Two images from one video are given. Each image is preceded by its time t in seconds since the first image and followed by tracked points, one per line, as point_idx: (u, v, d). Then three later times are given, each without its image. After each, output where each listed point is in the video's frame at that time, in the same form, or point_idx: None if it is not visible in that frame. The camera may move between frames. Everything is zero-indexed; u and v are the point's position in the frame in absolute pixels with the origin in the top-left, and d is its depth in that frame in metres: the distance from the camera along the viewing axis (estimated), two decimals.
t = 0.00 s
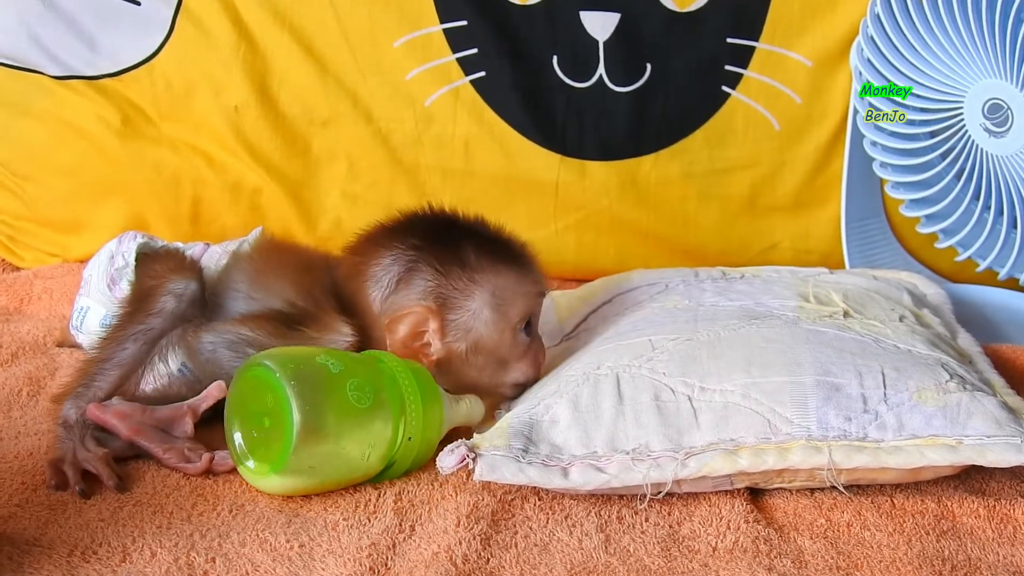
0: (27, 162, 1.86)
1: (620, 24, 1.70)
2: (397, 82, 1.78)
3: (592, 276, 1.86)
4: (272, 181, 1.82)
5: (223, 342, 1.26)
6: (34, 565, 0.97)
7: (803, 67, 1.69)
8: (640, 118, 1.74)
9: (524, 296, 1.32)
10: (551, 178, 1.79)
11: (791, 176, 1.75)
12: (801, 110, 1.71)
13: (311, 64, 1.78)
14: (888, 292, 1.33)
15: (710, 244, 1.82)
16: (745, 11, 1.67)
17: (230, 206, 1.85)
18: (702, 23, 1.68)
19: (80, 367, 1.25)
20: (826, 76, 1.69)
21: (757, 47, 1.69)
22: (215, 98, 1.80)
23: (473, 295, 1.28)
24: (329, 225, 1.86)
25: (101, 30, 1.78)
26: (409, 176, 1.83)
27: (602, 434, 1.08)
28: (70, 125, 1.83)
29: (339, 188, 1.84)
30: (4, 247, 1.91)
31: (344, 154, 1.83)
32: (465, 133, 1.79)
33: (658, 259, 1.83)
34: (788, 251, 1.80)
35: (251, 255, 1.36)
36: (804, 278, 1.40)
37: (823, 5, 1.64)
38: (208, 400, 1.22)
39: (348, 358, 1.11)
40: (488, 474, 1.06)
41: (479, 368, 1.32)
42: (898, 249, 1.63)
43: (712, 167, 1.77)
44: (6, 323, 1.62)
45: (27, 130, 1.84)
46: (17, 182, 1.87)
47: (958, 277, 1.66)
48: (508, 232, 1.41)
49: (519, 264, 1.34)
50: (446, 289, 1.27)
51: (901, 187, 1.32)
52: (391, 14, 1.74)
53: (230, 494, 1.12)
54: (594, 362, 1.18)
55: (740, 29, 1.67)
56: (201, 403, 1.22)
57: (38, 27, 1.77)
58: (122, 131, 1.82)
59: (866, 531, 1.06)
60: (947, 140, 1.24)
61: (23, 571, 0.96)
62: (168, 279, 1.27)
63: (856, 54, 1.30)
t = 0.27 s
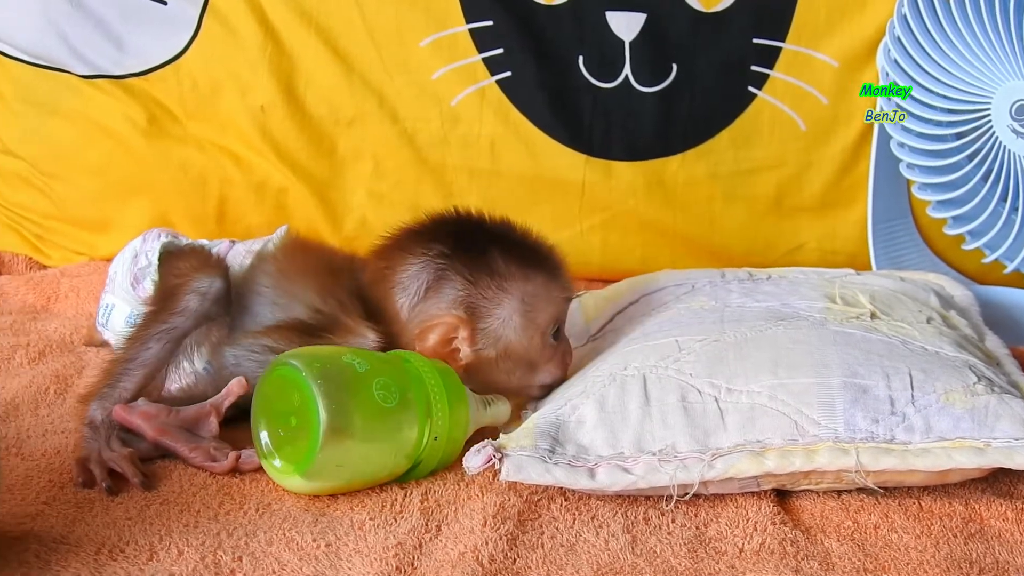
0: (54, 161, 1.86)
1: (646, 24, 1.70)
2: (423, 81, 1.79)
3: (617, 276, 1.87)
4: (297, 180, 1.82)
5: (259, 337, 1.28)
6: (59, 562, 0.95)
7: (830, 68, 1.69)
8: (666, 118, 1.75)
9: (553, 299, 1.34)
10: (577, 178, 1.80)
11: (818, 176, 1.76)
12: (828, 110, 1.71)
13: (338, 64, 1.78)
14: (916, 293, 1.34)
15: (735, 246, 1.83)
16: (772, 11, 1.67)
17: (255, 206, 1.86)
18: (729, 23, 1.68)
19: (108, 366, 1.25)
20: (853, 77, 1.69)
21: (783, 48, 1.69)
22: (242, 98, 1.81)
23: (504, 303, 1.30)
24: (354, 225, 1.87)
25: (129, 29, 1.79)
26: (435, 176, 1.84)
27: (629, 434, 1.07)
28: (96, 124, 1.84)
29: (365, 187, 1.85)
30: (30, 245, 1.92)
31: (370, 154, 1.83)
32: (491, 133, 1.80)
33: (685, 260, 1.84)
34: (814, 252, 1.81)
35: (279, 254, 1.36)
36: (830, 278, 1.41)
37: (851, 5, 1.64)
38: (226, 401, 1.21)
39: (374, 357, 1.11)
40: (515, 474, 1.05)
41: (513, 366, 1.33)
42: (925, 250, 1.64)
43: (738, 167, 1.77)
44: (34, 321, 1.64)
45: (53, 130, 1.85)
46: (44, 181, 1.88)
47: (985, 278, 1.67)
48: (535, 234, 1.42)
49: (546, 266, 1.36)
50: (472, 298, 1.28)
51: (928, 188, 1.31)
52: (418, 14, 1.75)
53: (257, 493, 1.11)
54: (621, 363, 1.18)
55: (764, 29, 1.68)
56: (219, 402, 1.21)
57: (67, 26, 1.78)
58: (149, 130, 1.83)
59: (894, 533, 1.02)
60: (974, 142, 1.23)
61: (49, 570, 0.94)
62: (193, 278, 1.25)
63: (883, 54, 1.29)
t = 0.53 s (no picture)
0: (66, 162, 1.87)
1: (659, 25, 1.71)
2: (436, 82, 1.79)
3: (630, 276, 1.87)
4: (309, 180, 1.82)
5: (278, 335, 1.29)
6: (71, 562, 0.94)
7: (843, 68, 1.70)
8: (679, 118, 1.76)
9: (569, 300, 1.35)
10: (589, 178, 1.81)
11: (830, 176, 1.76)
12: (841, 110, 1.72)
13: (350, 63, 1.79)
14: (929, 294, 1.34)
15: (747, 246, 1.83)
16: (785, 11, 1.67)
17: (269, 206, 1.85)
18: (742, 22, 1.69)
19: (118, 366, 1.25)
20: (866, 77, 1.70)
21: (796, 48, 1.69)
22: (254, 98, 1.81)
23: (527, 303, 1.30)
24: (367, 225, 1.87)
25: (142, 29, 1.79)
26: (447, 176, 1.84)
27: (641, 434, 1.07)
28: (108, 124, 1.84)
29: (378, 187, 1.85)
30: (42, 245, 1.92)
31: (383, 154, 1.83)
32: (504, 132, 1.80)
33: (697, 260, 1.84)
34: (827, 252, 1.81)
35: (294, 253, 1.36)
36: (842, 279, 1.41)
37: (863, 6, 1.65)
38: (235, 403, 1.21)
39: (386, 358, 1.11)
40: (527, 474, 1.05)
41: (530, 365, 1.34)
42: (937, 250, 1.65)
43: (751, 167, 1.78)
44: (47, 321, 1.64)
45: (65, 130, 1.85)
46: (57, 181, 1.88)
47: (997, 277, 1.70)
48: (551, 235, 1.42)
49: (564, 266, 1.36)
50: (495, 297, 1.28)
51: (941, 188, 1.32)
52: (431, 14, 1.75)
53: (269, 493, 1.10)
54: (633, 363, 1.17)
55: (778, 29, 1.68)
56: (230, 404, 1.21)
57: (80, 26, 1.78)
58: (161, 130, 1.83)
59: (905, 533, 1.01)
60: (988, 142, 1.23)
61: (61, 570, 0.93)
62: (206, 276, 1.25)
63: (896, 55, 1.30)
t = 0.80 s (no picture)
0: (70, 161, 1.87)
1: (664, 24, 1.71)
2: (441, 82, 1.79)
3: (635, 277, 1.87)
4: (314, 180, 1.82)
5: (283, 336, 1.29)
6: (76, 562, 0.94)
7: (848, 68, 1.70)
8: (683, 118, 1.76)
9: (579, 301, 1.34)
10: (594, 178, 1.81)
11: (835, 176, 1.76)
12: (846, 110, 1.72)
13: (355, 63, 1.79)
14: (933, 294, 1.34)
15: (752, 246, 1.83)
16: (791, 10, 1.68)
17: (272, 206, 1.85)
18: (747, 22, 1.70)
19: (121, 366, 1.25)
20: (870, 77, 1.70)
21: (802, 47, 1.70)
22: (259, 98, 1.81)
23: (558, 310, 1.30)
24: (371, 225, 1.86)
25: (148, 29, 1.79)
26: (452, 176, 1.84)
27: (645, 434, 1.06)
28: (113, 124, 1.84)
29: (382, 188, 1.85)
30: (47, 245, 1.91)
31: (387, 154, 1.83)
32: (509, 132, 1.80)
33: (701, 260, 1.84)
34: (831, 253, 1.81)
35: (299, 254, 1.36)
36: (847, 279, 1.41)
37: (867, 6, 1.66)
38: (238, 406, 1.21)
39: (391, 358, 1.11)
40: (532, 474, 1.04)
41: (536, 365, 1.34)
42: (943, 250, 1.65)
43: (756, 167, 1.78)
44: (51, 320, 1.64)
45: (70, 130, 1.85)
46: (61, 181, 1.88)
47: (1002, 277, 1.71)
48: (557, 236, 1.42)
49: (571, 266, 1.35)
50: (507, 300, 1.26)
51: (946, 188, 1.31)
52: (436, 14, 1.75)
53: (273, 493, 1.10)
54: (638, 363, 1.17)
55: (783, 28, 1.69)
56: (233, 407, 1.22)
57: (86, 26, 1.79)
58: (166, 130, 1.83)
59: (910, 533, 1.01)
60: (992, 141, 1.23)
61: (66, 570, 0.92)
62: (212, 276, 1.26)
63: (902, 55, 1.31)
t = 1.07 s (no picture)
0: (72, 161, 1.87)
1: (666, 25, 1.71)
2: (443, 82, 1.79)
3: (636, 277, 1.87)
4: (317, 180, 1.82)
5: (285, 336, 1.29)
6: (78, 562, 0.93)
7: (850, 68, 1.70)
8: (686, 119, 1.76)
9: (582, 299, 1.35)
10: (596, 179, 1.81)
11: (837, 177, 1.76)
12: (848, 111, 1.73)
13: (357, 63, 1.79)
14: (935, 294, 1.34)
15: (754, 246, 1.82)
16: (794, 10, 1.68)
17: (275, 206, 1.85)
18: (749, 22, 1.70)
19: (121, 368, 1.26)
20: (872, 78, 1.70)
21: (804, 47, 1.70)
22: (261, 98, 1.81)
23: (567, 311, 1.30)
24: (373, 225, 1.86)
25: (150, 29, 1.79)
26: (453, 176, 1.84)
27: (647, 435, 1.06)
28: (115, 124, 1.84)
29: (384, 188, 1.85)
30: (49, 244, 1.91)
31: (389, 154, 1.83)
32: (511, 132, 1.80)
33: (702, 260, 1.83)
34: (834, 253, 1.81)
35: (302, 254, 1.36)
36: (849, 279, 1.41)
37: (870, 7, 1.66)
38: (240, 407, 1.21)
39: (393, 358, 1.11)
40: (534, 474, 1.05)
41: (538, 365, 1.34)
42: (944, 251, 1.65)
43: (758, 167, 1.78)
44: (54, 320, 1.64)
45: (72, 130, 1.85)
46: (63, 181, 1.88)
47: (1004, 277, 1.70)
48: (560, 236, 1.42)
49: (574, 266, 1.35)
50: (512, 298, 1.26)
51: (948, 188, 1.32)
52: (439, 14, 1.75)
53: (275, 493, 1.10)
54: (640, 363, 1.17)
55: (786, 29, 1.69)
56: (235, 407, 1.22)
57: (89, 26, 1.79)
58: (168, 130, 1.83)
59: (913, 533, 1.01)
60: (995, 141, 1.23)
61: (68, 570, 0.92)
62: (212, 277, 1.26)
63: (904, 55, 1.31)
